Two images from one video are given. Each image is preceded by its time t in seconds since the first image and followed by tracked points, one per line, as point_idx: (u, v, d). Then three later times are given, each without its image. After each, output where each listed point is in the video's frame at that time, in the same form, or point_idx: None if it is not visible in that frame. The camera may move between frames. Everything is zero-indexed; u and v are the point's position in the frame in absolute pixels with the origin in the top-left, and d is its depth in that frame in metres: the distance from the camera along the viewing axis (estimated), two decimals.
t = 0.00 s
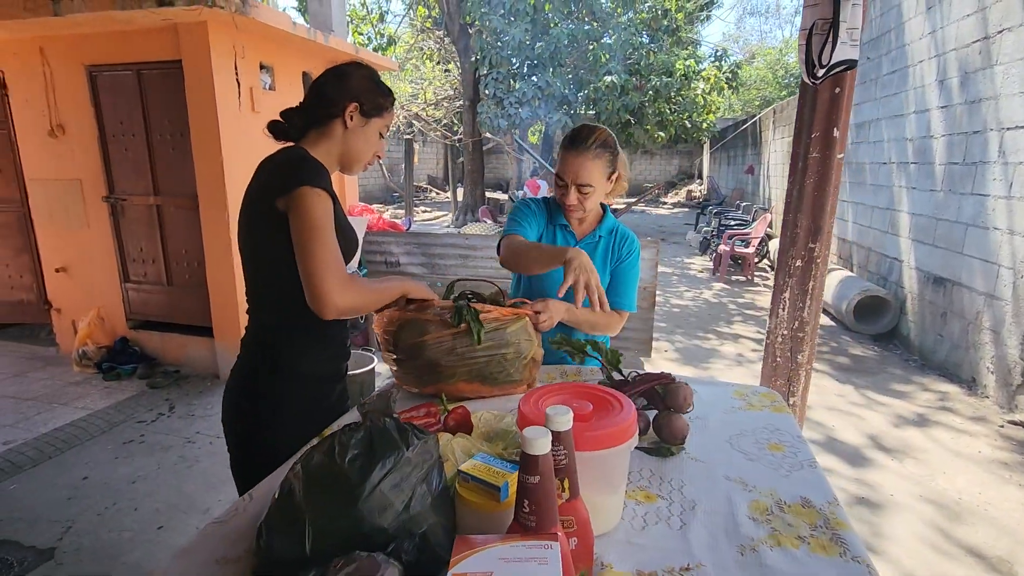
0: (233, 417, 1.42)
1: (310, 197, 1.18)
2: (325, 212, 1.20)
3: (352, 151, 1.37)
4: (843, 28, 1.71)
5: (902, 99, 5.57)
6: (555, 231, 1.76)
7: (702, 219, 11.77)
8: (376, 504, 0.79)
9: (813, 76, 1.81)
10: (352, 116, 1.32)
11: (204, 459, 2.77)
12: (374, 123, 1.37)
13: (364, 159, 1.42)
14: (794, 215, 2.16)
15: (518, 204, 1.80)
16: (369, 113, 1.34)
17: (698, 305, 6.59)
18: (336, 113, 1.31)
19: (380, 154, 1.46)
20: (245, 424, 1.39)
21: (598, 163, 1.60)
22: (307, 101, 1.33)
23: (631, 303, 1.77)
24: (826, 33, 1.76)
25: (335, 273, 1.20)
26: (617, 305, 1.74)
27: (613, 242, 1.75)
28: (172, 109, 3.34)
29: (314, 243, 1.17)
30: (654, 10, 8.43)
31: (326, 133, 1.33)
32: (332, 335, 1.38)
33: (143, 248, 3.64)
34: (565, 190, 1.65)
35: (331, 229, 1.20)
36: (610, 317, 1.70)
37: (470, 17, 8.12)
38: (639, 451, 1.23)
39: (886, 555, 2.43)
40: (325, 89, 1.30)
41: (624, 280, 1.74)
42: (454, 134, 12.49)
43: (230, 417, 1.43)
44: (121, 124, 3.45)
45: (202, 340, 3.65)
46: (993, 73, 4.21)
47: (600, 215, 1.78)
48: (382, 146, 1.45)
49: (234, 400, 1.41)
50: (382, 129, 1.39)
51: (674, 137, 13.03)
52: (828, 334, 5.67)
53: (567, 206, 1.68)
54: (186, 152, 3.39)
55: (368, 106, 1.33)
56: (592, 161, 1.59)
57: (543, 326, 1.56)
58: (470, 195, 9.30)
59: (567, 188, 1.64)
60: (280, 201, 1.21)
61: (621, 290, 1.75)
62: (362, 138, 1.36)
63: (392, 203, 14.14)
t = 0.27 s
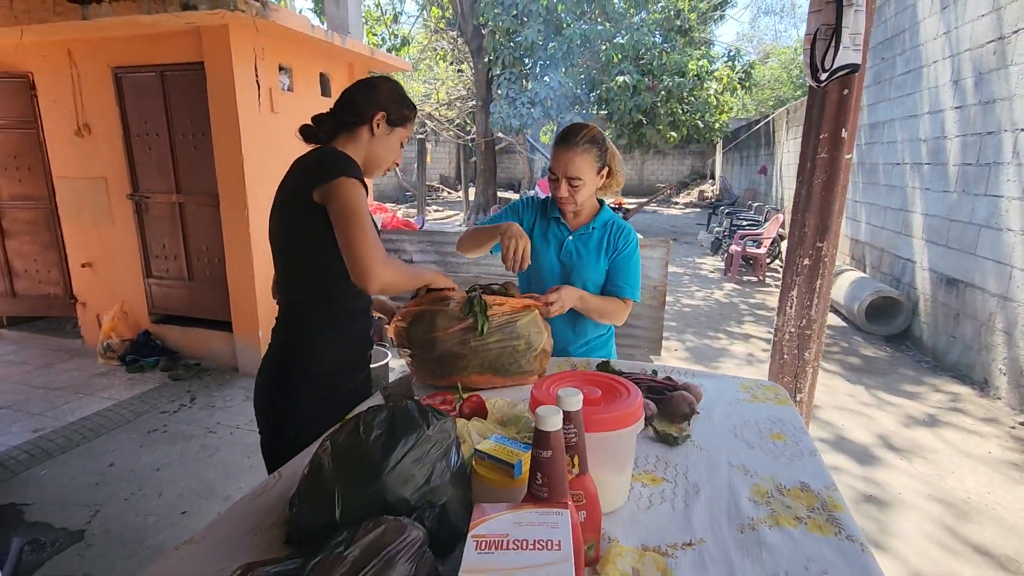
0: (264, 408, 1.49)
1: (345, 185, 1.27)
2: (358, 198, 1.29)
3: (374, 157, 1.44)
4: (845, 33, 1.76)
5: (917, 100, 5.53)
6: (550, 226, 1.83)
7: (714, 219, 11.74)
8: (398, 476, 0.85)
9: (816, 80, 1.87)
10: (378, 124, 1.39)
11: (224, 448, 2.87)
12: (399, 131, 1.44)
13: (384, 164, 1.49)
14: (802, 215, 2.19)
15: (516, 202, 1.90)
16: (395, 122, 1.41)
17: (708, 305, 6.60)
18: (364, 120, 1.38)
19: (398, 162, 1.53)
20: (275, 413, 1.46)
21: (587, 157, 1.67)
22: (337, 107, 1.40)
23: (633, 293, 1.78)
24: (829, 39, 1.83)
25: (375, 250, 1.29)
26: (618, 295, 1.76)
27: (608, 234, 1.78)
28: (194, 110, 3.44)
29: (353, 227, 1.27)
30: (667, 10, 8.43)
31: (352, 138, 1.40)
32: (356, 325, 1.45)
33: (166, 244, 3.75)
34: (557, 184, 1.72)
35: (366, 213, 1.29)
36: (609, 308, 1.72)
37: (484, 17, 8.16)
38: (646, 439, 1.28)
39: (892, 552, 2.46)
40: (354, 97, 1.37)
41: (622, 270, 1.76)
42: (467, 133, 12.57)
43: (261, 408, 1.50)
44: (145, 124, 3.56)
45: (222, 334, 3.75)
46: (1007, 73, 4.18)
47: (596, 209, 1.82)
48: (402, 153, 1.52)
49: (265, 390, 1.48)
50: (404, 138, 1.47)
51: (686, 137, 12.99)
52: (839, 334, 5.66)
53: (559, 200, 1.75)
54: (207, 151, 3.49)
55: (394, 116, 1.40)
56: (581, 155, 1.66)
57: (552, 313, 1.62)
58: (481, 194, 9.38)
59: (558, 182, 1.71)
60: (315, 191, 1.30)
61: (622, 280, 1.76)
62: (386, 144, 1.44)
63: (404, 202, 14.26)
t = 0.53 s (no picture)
0: (283, 395, 1.56)
1: (372, 176, 1.34)
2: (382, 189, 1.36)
3: (391, 156, 1.51)
4: (836, 32, 1.91)
5: (924, 96, 5.54)
6: (537, 220, 1.93)
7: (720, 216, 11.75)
8: (414, 448, 0.91)
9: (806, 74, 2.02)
10: (397, 126, 1.46)
11: (238, 436, 2.95)
12: (416, 133, 1.51)
13: (400, 164, 1.56)
14: (803, 209, 2.25)
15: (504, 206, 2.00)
16: (412, 125, 1.49)
17: (713, 302, 6.64)
18: (385, 122, 1.44)
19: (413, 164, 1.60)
20: (294, 400, 1.53)
21: (572, 145, 1.76)
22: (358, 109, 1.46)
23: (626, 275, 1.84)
24: (820, 36, 1.97)
25: (401, 238, 1.37)
26: (612, 278, 1.82)
27: (595, 221, 1.87)
28: (209, 108, 3.52)
29: (380, 217, 1.34)
30: (674, 7, 8.44)
31: (371, 138, 1.47)
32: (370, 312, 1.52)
33: (180, 239, 3.84)
34: (545, 175, 1.81)
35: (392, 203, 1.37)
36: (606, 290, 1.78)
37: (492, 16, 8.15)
38: (647, 422, 1.34)
39: (892, 540, 2.50)
40: (375, 101, 1.43)
41: (613, 253, 1.83)
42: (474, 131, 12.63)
43: (280, 394, 1.57)
44: (160, 122, 3.64)
45: (234, 327, 3.84)
46: (1014, 70, 4.19)
47: (581, 199, 1.92)
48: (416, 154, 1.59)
49: (283, 377, 1.55)
50: (420, 141, 1.54)
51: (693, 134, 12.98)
52: (844, 331, 5.69)
53: (549, 189, 1.83)
54: (221, 148, 3.57)
55: (412, 119, 1.47)
56: (567, 144, 1.75)
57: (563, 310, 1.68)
58: (488, 191, 9.44)
59: (547, 172, 1.80)
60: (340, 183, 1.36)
61: (614, 263, 1.83)
62: (403, 145, 1.51)
63: (411, 200, 14.35)
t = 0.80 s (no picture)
0: (287, 391, 1.59)
1: (371, 178, 1.37)
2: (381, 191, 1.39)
3: (392, 159, 1.53)
4: (827, 34, 1.93)
5: (927, 94, 5.53)
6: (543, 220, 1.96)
7: (723, 214, 11.74)
8: (414, 442, 0.94)
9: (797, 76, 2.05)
10: (399, 129, 1.49)
11: (243, 433, 2.99)
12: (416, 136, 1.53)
13: (401, 167, 1.58)
14: (800, 208, 2.27)
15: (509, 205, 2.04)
16: (414, 129, 1.51)
17: (715, 300, 6.65)
18: (387, 125, 1.47)
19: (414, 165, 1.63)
20: (298, 396, 1.56)
21: (577, 145, 1.78)
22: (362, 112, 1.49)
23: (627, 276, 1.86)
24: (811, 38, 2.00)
25: (395, 237, 1.40)
26: (613, 280, 1.84)
27: (599, 221, 1.89)
28: (213, 108, 3.55)
29: (377, 219, 1.38)
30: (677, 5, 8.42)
31: (373, 140, 1.49)
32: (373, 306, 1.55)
33: (185, 239, 3.88)
34: (551, 174, 1.83)
35: (390, 205, 1.40)
36: (607, 292, 1.80)
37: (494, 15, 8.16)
38: (644, 418, 1.36)
39: (890, 536, 2.52)
40: (379, 104, 1.46)
41: (615, 254, 1.85)
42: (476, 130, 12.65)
43: (284, 390, 1.60)
44: (166, 123, 3.68)
45: (239, 326, 3.88)
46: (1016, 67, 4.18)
47: (586, 199, 1.94)
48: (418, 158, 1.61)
49: (287, 374, 1.58)
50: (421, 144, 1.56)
51: (695, 132, 12.96)
52: (845, 329, 5.70)
53: (555, 189, 1.85)
54: (225, 149, 3.60)
55: (414, 123, 1.49)
56: (571, 144, 1.76)
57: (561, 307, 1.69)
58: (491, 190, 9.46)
59: (552, 171, 1.82)
60: (339, 184, 1.39)
61: (615, 264, 1.85)
62: (405, 148, 1.53)
63: (414, 198, 14.40)
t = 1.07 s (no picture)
0: (288, 390, 1.60)
1: (359, 183, 1.38)
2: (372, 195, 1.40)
3: (388, 155, 1.55)
4: (823, 32, 1.92)
5: (927, 91, 5.52)
6: (568, 217, 1.95)
7: (724, 212, 11.73)
8: (410, 439, 0.95)
9: (795, 75, 2.03)
10: (393, 126, 1.49)
11: (245, 432, 3.00)
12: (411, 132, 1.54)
13: (397, 163, 1.60)
14: (798, 205, 2.27)
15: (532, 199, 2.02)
16: (408, 124, 1.52)
17: (716, 298, 6.65)
18: (380, 122, 1.48)
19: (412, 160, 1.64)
20: (299, 395, 1.57)
21: (608, 144, 1.76)
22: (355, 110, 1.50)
23: (645, 282, 1.84)
24: (807, 36, 1.98)
25: (386, 242, 1.40)
26: (629, 284, 1.83)
27: (622, 224, 1.86)
28: (214, 108, 3.56)
29: (366, 225, 1.38)
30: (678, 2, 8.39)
31: (368, 138, 1.50)
32: (373, 304, 1.56)
33: (187, 239, 3.90)
34: (581, 172, 1.82)
35: (380, 208, 1.40)
36: (622, 295, 1.80)
37: (495, 13, 8.15)
38: (641, 414, 1.37)
39: (889, 533, 2.53)
40: (372, 101, 1.47)
41: (636, 258, 1.83)
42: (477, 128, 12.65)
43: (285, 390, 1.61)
44: (167, 124, 3.70)
45: (240, 325, 3.89)
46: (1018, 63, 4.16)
47: (612, 200, 1.92)
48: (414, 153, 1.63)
49: (287, 373, 1.59)
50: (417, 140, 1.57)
51: (696, 130, 12.95)
52: (846, 326, 5.69)
53: (584, 188, 1.83)
54: (226, 148, 3.62)
55: (407, 118, 1.50)
56: (603, 143, 1.75)
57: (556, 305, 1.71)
58: (492, 188, 9.47)
59: (584, 171, 1.81)
60: (331, 189, 1.41)
61: (634, 269, 1.83)
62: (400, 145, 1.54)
63: (415, 197, 14.41)
